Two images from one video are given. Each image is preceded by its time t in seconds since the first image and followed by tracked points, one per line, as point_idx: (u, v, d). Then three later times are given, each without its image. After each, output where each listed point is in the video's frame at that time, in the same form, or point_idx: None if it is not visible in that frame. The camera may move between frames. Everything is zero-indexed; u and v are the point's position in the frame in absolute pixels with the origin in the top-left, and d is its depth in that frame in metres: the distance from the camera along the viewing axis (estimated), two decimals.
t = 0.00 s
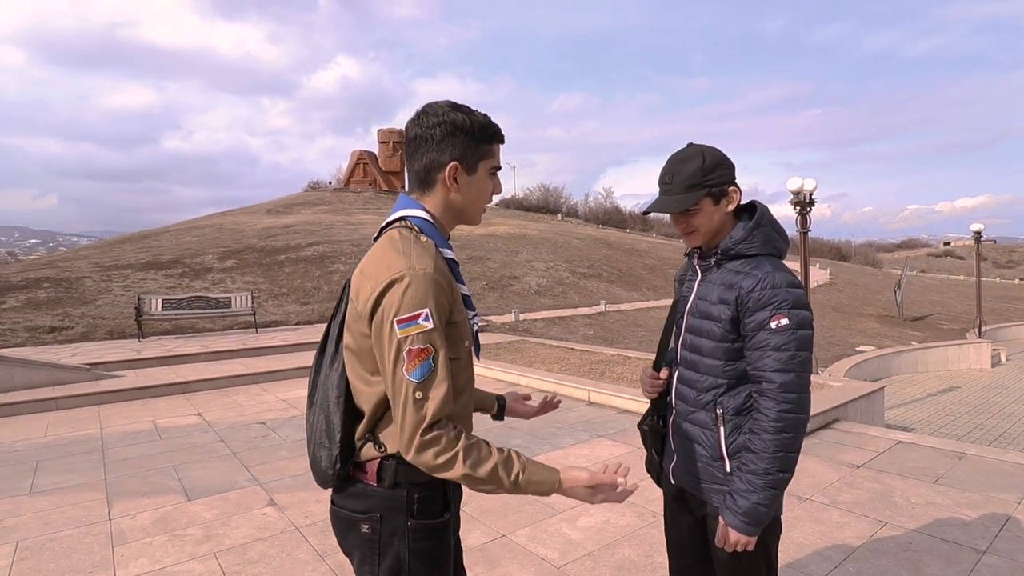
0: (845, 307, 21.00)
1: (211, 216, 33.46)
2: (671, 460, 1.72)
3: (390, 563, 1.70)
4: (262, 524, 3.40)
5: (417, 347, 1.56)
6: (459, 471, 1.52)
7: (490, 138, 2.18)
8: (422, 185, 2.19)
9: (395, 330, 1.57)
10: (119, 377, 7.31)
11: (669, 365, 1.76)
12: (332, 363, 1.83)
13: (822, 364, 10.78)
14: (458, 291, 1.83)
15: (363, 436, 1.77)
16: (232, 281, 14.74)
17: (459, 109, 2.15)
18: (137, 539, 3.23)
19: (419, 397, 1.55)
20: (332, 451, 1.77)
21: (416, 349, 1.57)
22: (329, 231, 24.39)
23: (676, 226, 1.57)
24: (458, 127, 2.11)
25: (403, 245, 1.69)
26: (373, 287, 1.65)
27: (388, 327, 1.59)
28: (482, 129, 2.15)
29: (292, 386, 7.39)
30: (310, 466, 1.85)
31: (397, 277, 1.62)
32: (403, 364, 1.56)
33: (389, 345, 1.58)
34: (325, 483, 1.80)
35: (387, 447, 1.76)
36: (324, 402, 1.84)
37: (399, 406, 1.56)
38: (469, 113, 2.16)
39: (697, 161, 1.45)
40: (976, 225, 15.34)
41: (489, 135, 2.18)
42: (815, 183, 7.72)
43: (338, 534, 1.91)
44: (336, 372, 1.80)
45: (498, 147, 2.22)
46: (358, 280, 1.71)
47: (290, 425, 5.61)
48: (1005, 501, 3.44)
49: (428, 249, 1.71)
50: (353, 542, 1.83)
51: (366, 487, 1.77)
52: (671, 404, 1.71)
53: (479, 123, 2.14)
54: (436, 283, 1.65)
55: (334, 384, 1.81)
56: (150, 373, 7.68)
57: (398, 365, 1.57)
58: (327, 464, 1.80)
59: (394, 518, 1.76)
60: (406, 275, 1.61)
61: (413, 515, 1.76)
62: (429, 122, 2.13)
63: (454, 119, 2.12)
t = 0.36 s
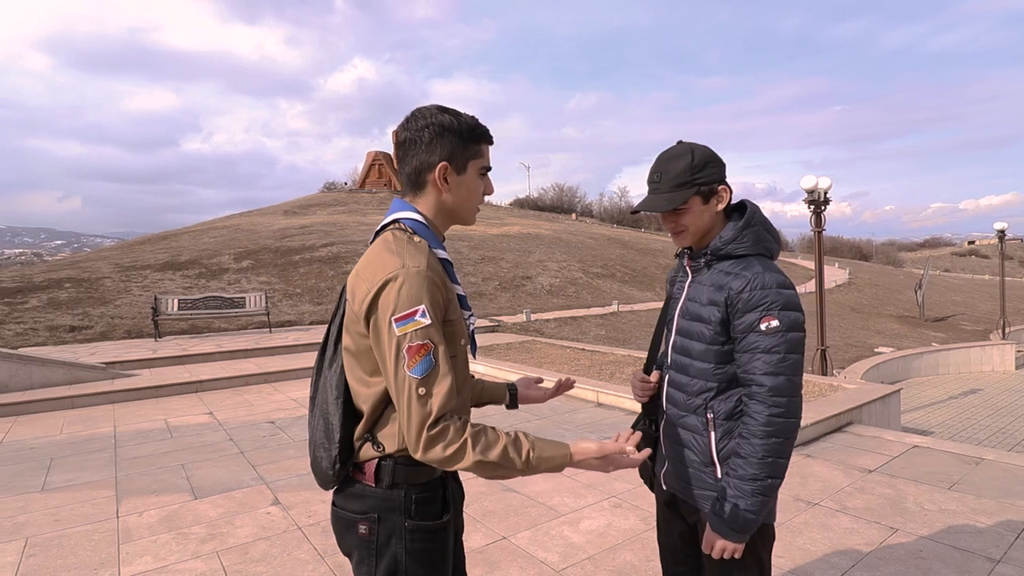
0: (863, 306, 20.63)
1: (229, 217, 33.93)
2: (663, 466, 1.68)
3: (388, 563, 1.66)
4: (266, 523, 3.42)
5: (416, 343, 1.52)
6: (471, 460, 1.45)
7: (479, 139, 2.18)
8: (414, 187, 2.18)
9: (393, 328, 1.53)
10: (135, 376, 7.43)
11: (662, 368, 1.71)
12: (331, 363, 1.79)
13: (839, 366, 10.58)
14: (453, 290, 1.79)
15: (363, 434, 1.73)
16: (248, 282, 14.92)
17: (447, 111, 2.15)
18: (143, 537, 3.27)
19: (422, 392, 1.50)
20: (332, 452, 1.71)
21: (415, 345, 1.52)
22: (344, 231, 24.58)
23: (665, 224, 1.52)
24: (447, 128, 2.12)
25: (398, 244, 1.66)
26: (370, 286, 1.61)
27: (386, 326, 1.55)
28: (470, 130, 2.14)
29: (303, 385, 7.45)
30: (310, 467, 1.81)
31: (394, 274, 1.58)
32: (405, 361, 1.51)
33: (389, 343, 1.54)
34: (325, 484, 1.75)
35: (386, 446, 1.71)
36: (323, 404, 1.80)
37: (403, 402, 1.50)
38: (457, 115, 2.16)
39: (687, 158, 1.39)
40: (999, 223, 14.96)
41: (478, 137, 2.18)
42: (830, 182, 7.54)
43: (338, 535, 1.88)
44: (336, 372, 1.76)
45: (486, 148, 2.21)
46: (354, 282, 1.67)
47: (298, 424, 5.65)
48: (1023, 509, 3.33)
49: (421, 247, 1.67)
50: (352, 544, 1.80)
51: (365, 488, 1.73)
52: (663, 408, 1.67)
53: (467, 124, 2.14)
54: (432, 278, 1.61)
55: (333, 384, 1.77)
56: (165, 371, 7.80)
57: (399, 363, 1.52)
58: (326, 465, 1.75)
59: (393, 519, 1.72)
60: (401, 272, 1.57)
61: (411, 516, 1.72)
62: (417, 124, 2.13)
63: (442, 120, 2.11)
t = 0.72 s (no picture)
0: (886, 308, 20.19)
1: (249, 218, 34.43)
2: (654, 474, 1.64)
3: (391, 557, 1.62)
4: (271, 523, 3.45)
5: (406, 335, 1.49)
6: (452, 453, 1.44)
7: (473, 138, 2.12)
8: (409, 190, 2.10)
9: (384, 319, 1.51)
10: (152, 375, 7.56)
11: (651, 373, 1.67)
12: (334, 361, 1.79)
13: (858, 368, 10.36)
14: (450, 287, 1.77)
15: (365, 429, 1.72)
16: (265, 283, 15.12)
17: (440, 116, 2.12)
18: (150, 535, 3.32)
19: (410, 383, 1.47)
20: (335, 446, 1.71)
21: (405, 337, 1.50)
22: (361, 232, 24.77)
23: (651, 226, 1.47)
24: (441, 127, 2.07)
25: (395, 238, 1.64)
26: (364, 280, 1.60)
27: (377, 318, 1.53)
28: (463, 131, 2.10)
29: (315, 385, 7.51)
30: (318, 462, 1.81)
31: (387, 268, 1.56)
32: (394, 353, 1.49)
33: (379, 334, 1.52)
34: (330, 478, 1.74)
35: (387, 439, 1.69)
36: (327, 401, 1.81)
37: (391, 393, 1.49)
38: (450, 120, 2.13)
39: (673, 161, 1.34)
40: None
41: (472, 139, 2.13)
42: (847, 180, 7.39)
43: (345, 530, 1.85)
44: (336, 369, 1.76)
45: (481, 151, 2.15)
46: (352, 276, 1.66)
47: (308, 424, 5.70)
48: None
49: (416, 243, 1.65)
50: (357, 538, 1.77)
51: (368, 482, 1.71)
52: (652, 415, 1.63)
53: (460, 126, 2.10)
54: (426, 273, 1.59)
55: (335, 380, 1.76)
56: (182, 371, 7.93)
57: (389, 353, 1.51)
58: (331, 460, 1.74)
59: (396, 512, 1.68)
60: (394, 266, 1.56)
61: (414, 510, 1.68)
62: (411, 129, 2.09)
63: (435, 122, 2.08)
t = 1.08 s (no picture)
0: (906, 308, 19.78)
1: (267, 219, 34.87)
2: (646, 479, 1.61)
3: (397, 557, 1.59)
4: (276, 522, 3.48)
5: (418, 326, 1.47)
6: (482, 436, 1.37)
7: (474, 149, 2.01)
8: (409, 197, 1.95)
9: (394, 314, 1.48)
10: (168, 374, 7.69)
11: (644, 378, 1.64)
12: (335, 359, 1.75)
13: (877, 370, 10.16)
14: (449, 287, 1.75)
15: (367, 425, 1.67)
16: (280, 283, 15.29)
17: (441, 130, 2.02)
18: (158, 532, 3.36)
19: (427, 372, 1.43)
20: (337, 444, 1.66)
21: (417, 328, 1.47)
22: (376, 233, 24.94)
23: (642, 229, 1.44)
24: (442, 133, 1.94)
25: (398, 239, 1.64)
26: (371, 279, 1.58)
27: (387, 313, 1.51)
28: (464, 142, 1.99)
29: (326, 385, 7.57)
30: (320, 461, 1.76)
31: (395, 265, 1.55)
32: (407, 345, 1.46)
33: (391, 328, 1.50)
34: (332, 478, 1.70)
35: (387, 436, 1.64)
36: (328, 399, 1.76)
37: (408, 384, 1.45)
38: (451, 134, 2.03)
39: (663, 161, 1.31)
40: None
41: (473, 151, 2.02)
42: (863, 178, 7.24)
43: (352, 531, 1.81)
44: (338, 368, 1.72)
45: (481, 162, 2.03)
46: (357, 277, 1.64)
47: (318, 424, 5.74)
48: None
49: (417, 243, 1.64)
50: (363, 537, 1.73)
51: (368, 481, 1.67)
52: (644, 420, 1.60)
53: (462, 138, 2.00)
54: (431, 270, 1.59)
55: (337, 379, 1.72)
56: (197, 370, 8.05)
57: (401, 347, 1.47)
58: (333, 459, 1.69)
59: (398, 511, 1.64)
60: (399, 262, 1.55)
61: (416, 507, 1.64)
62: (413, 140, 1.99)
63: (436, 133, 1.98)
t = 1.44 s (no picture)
0: (932, 308, 19.28)
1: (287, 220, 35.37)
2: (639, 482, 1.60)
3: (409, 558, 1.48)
4: (285, 519, 3.52)
5: (446, 309, 1.31)
6: (538, 395, 1.19)
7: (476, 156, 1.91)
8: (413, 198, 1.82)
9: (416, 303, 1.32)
10: (187, 373, 7.84)
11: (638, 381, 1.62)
12: (339, 355, 1.59)
13: (900, 372, 9.92)
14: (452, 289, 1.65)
15: (375, 422, 1.52)
16: (299, 283, 15.49)
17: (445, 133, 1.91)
18: (171, 528, 3.42)
19: (466, 350, 1.25)
20: (346, 441, 1.51)
21: (445, 312, 1.31)
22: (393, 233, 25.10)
23: (631, 229, 1.42)
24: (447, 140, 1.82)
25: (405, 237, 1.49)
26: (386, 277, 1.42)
27: (407, 304, 1.33)
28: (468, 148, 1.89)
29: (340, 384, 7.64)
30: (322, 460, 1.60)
31: (409, 259, 1.40)
32: (437, 333, 1.28)
33: (413, 321, 1.32)
34: (338, 477, 1.55)
35: (395, 433, 1.49)
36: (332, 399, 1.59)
37: (444, 370, 1.26)
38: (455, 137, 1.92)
39: (652, 161, 1.29)
40: None
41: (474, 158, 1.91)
42: (884, 176, 7.08)
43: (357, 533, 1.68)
44: (344, 367, 1.56)
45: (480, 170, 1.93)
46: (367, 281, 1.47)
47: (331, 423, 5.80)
48: None
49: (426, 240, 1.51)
50: (368, 541, 1.59)
51: (375, 480, 1.54)
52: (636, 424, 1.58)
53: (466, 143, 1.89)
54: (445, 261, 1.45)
55: (342, 377, 1.56)
56: (215, 369, 8.20)
57: (430, 333, 1.29)
58: (339, 457, 1.54)
59: (408, 510, 1.52)
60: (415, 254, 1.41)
61: (426, 505, 1.53)
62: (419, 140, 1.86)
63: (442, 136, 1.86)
